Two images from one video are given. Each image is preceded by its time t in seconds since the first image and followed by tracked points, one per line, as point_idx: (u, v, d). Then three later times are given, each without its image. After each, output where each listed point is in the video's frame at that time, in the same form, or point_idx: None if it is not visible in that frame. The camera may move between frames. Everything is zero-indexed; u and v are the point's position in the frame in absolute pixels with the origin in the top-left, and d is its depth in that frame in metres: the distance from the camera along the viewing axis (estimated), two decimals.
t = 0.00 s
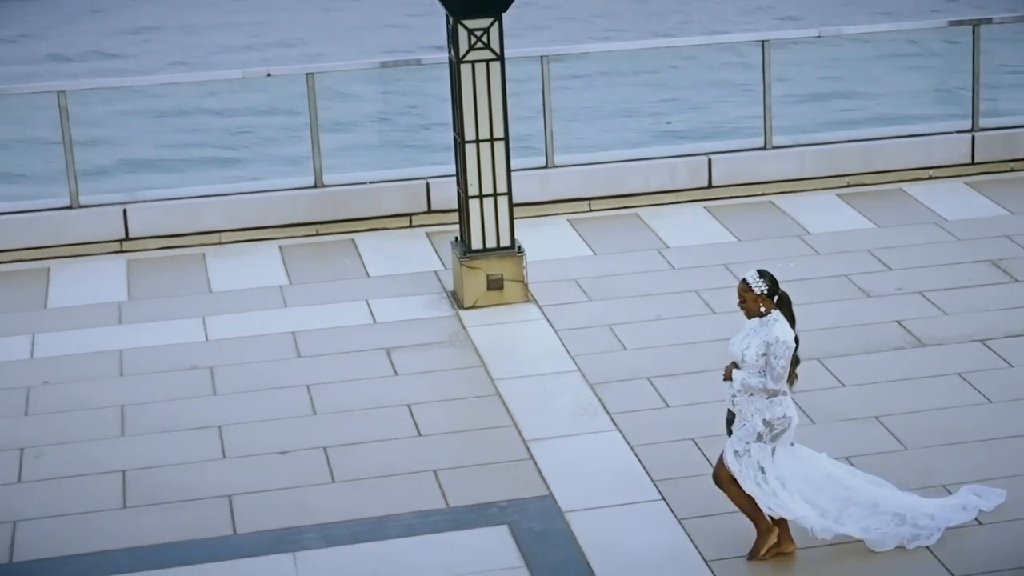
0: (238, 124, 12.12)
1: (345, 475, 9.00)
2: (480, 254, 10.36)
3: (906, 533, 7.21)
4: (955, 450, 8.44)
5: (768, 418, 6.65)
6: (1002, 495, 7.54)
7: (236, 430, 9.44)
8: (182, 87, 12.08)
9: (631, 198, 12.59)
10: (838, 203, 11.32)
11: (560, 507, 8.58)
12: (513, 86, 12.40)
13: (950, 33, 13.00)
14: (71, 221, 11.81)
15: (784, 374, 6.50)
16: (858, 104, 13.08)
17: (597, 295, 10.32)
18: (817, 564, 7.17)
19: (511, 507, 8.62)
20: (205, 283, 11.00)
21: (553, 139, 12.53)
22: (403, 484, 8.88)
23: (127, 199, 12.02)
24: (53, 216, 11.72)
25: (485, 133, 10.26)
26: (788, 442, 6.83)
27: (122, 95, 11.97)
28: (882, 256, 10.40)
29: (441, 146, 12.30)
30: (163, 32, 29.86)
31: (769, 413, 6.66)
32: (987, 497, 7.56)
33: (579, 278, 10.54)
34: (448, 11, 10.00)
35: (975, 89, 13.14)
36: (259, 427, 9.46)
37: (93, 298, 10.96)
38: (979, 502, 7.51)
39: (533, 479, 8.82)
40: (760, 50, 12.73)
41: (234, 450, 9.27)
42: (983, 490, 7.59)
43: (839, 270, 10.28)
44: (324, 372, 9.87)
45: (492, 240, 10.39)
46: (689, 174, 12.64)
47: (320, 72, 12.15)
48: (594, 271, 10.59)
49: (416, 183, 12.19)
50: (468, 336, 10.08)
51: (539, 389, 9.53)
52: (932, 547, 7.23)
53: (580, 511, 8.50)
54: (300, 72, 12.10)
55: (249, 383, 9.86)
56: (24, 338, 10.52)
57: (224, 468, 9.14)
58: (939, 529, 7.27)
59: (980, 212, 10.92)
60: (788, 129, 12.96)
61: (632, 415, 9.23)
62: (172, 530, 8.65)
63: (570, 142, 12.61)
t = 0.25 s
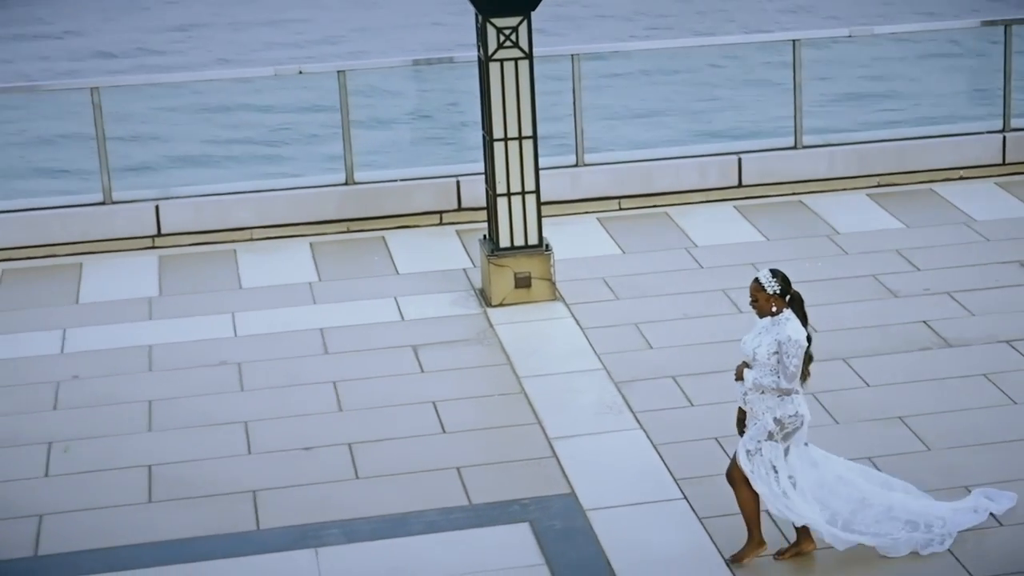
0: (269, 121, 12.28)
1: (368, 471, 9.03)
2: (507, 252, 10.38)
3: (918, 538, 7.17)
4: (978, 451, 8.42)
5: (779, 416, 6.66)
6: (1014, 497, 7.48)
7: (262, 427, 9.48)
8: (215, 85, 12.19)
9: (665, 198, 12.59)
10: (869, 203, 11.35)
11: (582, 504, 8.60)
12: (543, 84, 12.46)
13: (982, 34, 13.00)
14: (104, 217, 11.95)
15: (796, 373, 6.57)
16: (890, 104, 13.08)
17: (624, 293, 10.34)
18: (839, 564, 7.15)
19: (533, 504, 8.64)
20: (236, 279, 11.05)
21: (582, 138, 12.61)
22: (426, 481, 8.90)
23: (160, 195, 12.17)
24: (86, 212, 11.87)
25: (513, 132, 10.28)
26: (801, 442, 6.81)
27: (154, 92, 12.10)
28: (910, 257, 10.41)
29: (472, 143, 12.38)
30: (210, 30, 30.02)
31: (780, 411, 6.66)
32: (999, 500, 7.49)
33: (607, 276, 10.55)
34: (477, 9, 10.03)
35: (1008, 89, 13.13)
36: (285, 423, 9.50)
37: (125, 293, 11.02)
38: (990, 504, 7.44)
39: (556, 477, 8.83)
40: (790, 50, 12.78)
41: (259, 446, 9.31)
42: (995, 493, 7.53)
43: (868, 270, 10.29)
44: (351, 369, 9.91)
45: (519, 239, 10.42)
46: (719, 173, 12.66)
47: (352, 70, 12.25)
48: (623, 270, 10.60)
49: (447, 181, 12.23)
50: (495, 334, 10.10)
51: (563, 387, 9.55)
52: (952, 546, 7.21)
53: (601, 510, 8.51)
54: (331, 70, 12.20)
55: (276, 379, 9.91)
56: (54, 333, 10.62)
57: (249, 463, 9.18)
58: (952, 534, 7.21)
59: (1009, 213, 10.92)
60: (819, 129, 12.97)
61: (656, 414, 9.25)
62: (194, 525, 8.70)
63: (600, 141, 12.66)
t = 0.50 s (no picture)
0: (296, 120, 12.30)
1: (389, 468, 9.05)
2: (532, 250, 10.40)
3: (930, 544, 7.12)
4: (998, 451, 8.41)
5: (789, 417, 6.66)
6: None
7: (285, 424, 9.52)
8: (242, 84, 12.25)
9: (691, 197, 12.63)
10: (895, 203, 11.36)
11: (601, 503, 8.61)
12: (570, 83, 12.48)
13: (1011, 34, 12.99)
14: (133, 214, 12.04)
15: (806, 374, 6.56)
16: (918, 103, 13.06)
17: (648, 292, 10.35)
18: (855, 563, 7.18)
19: (552, 503, 8.65)
20: (263, 276, 11.09)
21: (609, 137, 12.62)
22: (446, 479, 8.92)
23: (188, 192, 12.25)
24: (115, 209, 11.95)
25: (537, 130, 10.30)
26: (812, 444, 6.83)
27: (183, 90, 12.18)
28: (935, 257, 10.42)
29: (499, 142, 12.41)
30: (249, 28, 30.13)
31: (791, 412, 6.67)
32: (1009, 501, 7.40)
33: (631, 275, 10.57)
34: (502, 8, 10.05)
35: None
36: (308, 420, 9.53)
37: (152, 290, 11.08)
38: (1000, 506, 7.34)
39: (576, 475, 8.84)
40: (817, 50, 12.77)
41: (282, 443, 9.35)
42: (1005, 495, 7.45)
43: (892, 270, 10.30)
44: (375, 366, 9.94)
45: (543, 237, 10.44)
46: (745, 172, 12.68)
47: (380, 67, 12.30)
48: (646, 269, 10.62)
49: (473, 179, 12.29)
50: (519, 332, 10.11)
51: (585, 386, 9.56)
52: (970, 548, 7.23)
53: (620, 508, 8.53)
54: (358, 68, 12.25)
55: (300, 376, 9.95)
56: (81, 329, 10.69)
57: (271, 460, 9.22)
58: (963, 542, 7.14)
59: None
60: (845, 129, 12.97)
61: (677, 412, 9.26)
62: (215, 521, 8.74)
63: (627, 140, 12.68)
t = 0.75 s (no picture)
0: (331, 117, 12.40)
1: (413, 466, 9.08)
2: (559, 249, 10.41)
3: (944, 550, 7.10)
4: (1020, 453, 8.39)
5: (801, 423, 6.66)
6: None
7: (310, 420, 9.56)
8: (275, 82, 12.31)
9: (722, 196, 12.64)
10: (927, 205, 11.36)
11: (623, 502, 8.63)
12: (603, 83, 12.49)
13: None
14: (165, 211, 12.11)
15: (817, 380, 6.55)
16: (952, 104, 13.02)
17: (676, 291, 10.37)
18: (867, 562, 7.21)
19: (573, 501, 8.66)
20: (292, 273, 11.12)
21: (640, 135, 12.62)
22: (469, 476, 8.95)
23: (220, 189, 12.32)
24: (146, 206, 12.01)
25: (566, 129, 10.31)
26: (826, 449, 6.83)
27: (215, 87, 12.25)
28: (963, 259, 10.41)
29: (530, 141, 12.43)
30: (294, 25, 30.23)
31: (802, 418, 6.68)
32: None
33: (659, 274, 10.59)
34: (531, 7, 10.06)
35: None
36: (334, 416, 9.57)
37: (183, 286, 11.13)
38: (1014, 511, 7.23)
39: (598, 474, 8.86)
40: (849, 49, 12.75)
41: (307, 439, 9.39)
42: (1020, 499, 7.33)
43: (920, 271, 10.29)
44: (401, 363, 9.97)
45: (571, 236, 10.45)
46: (776, 171, 12.67)
47: (410, 66, 12.31)
48: (674, 268, 10.63)
49: (503, 177, 12.35)
50: (546, 330, 10.13)
51: (611, 384, 9.58)
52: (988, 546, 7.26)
53: (641, 507, 8.54)
54: (390, 66, 12.29)
55: (327, 372, 9.99)
56: (112, 324, 10.75)
57: (295, 456, 9.26)
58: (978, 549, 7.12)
59: None
60: (877, 129, 12.96)
61: (701, 412, 9.27)
62: (239, 517, 8.79)
63: (659, 139, 12.69)
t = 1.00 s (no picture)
0: (358, 115, 12.45)
1: (433, 463, 9.10)
2: (584, 247, 10.43)
3: (961, 553, 7.07)
4: None
5: (810, 428, 6.65)
6: None
7: (332, 416, 9.59)
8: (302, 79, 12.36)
9: (748, 195, 12.65)
10: (954, 207, 11.35)
11: (641, 501, 8.63)
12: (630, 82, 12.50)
13: None
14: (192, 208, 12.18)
15: (825, 385, 6.54)
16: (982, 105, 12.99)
17: (699, 290, 10.38)
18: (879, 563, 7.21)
19: (592, 500, 8.67)
20: (317, 271, 11.16)
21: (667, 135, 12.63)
22: (489, 474, 8.96)
23: (247, 185, 12.38)
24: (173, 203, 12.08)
25: (590, 128, 10.30)
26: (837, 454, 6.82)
27: (243, 85, 12.32)
28: (988, 260, 10.39)
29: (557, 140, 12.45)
30: (334, 23, 30.31)
31: (811, 423, 6.67)
32: None
33: (683, 273, 10.60)
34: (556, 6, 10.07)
35: None
36: (356, 413, 9.59)
37: (209, 282, 11.18)
38: None
39: (617, 473, 8.86)
40: (876, 49, 12.74)
41: (329, 436, 9.42)
42: None
43: (944, 272, 10.28)
44: (425, 361, 9.99)
45: (596, 235, 10.46)
46: (802, 170, 12.68)
47: (438, 64, 12.34)
48: (698, 267, 10.64)
49: (529, 176, 12.37)
50: (569, 329, 10.14)
51: (633, 383, 9.59)
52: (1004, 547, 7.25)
53: (660, 506, 8.54)
54: (416, 65, 12.32)
55: (350, 369, 10.02)
56: (139, 320, 10.80)
57: (317, 453, 9.29)
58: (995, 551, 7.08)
59: None
60: (905, 128, 12.95)
61: (722, 411, 9.28)
62: (259, 514, 8.83)
63: (685, 138, 12.70)
